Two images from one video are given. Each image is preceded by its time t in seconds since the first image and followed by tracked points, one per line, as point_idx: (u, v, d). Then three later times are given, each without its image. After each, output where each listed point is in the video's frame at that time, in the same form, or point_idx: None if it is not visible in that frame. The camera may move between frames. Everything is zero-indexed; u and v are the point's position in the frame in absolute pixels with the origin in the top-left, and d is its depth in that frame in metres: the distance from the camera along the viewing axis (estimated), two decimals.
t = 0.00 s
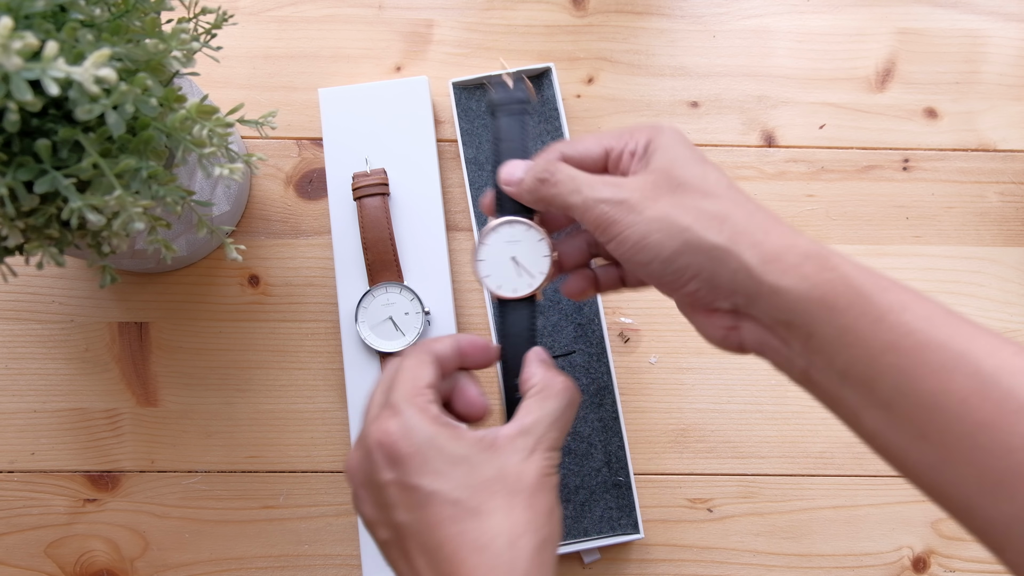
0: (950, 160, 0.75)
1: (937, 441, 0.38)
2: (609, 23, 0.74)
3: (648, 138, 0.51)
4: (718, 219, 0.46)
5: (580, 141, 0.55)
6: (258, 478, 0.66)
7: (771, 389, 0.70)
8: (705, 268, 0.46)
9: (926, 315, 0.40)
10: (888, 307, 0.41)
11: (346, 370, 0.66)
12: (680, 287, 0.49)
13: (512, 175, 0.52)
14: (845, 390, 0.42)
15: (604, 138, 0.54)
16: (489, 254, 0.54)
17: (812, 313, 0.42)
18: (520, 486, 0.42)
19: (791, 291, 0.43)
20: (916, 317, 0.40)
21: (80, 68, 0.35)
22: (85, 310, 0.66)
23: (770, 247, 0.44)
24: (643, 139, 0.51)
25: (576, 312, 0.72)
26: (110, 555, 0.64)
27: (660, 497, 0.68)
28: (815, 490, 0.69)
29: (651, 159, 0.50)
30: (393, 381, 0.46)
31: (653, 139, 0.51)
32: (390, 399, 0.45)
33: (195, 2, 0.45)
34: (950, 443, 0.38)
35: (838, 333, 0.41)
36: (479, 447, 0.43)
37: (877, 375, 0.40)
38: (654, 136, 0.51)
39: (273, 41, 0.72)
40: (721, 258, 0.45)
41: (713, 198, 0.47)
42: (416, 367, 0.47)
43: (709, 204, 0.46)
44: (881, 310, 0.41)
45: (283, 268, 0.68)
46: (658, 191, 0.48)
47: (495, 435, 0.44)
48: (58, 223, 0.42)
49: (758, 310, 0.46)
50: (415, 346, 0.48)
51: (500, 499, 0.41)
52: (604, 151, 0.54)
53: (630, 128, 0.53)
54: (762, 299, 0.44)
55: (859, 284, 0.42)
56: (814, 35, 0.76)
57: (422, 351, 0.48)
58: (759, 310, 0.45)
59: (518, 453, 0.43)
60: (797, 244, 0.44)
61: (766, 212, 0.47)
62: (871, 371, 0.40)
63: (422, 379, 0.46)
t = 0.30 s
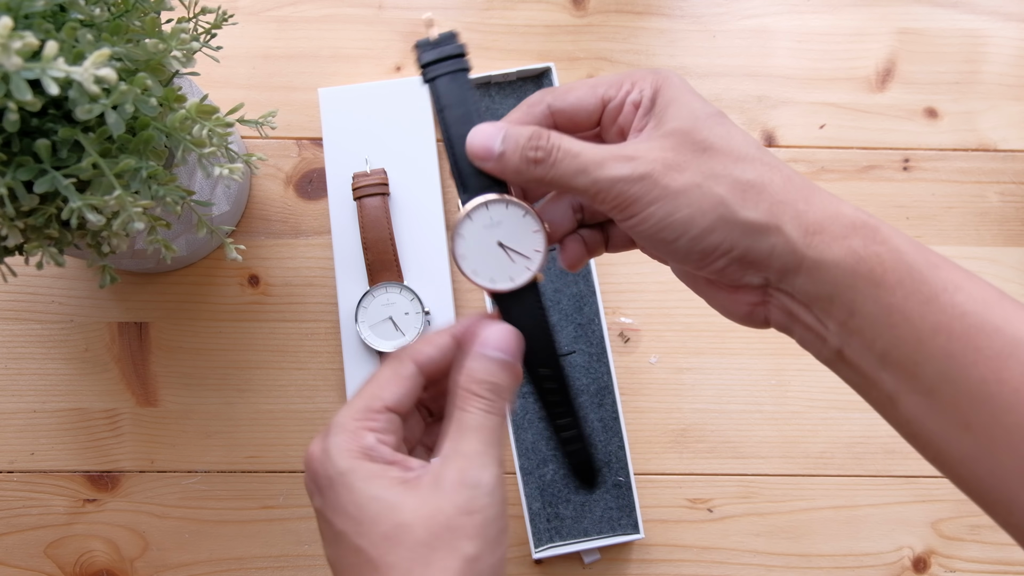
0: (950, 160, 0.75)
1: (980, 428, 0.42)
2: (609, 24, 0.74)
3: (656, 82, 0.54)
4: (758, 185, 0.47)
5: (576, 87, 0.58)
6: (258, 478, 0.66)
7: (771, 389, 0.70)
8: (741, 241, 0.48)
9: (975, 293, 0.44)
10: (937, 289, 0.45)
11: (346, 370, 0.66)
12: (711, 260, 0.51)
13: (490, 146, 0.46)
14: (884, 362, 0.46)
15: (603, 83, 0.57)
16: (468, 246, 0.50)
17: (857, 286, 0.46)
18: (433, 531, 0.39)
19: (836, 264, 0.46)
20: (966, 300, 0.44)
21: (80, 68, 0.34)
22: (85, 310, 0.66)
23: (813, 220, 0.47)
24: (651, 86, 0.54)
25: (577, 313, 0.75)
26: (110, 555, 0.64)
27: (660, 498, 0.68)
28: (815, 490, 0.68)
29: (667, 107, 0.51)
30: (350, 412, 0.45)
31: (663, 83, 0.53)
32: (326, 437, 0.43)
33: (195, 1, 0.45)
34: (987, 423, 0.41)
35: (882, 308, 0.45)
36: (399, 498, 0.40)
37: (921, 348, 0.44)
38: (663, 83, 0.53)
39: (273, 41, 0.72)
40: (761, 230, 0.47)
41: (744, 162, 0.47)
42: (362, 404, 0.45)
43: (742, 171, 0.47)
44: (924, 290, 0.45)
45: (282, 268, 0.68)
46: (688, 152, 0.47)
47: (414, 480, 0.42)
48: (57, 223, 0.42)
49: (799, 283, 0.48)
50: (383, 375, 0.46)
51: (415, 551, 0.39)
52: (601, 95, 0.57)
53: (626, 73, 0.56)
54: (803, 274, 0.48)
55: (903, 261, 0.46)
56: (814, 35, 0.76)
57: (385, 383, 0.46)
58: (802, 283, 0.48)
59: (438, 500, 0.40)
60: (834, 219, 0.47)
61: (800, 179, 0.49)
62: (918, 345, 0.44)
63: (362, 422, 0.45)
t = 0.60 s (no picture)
0: (951, 160, 0.74)
1: None
2: (609, 24, 0.74)
3: (690, 137, 0.53)
4: (847, 265, 0.44)
5: (592, 127, 0.59)
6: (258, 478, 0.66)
7: (771, 389, 0.70)
8: (839, 334, 0.45)
9: None
10: None
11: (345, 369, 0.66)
12: (804, 349, 0.48)
13: (526, 232, 0.45)
14: (960, 442, 0.47)
15: (619, 123, 0.59)
16: (427, 264, 0.46)
17: (958, 380, 0.45)
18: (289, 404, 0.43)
19: (929, 352, 0.45)
20: None
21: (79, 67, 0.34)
22: (85, 311, 0.66)
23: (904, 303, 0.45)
24: (684, 140, 0.53)
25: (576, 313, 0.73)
26: (109, 555, 0.64)
27: (660, 498, 0.68)
28: (815, 490, 0.68)
29: (714, 183, 0.49)
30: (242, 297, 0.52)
31: (697, 138, 0.52)
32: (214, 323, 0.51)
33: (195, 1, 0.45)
34: None
35: (979, 405, 0.45)
36: (260, 369, 0.45)
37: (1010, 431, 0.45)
38: (698, 142, 0.52)
39: (273, 41, 0.72)
40: (862, 322, 0.45)
41: (826, 242, 0.44)
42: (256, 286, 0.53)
43: (826, 253, 0.44)
44: (1008, 376, 0.45)
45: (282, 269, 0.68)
46: (753, 231, 0.45)
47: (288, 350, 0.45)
48: (57, 223, 0.42)
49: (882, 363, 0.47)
50: (274, 264, 0.53)
51: (273, 421, 0.43)
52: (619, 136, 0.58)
53: (637, 117, 0.58)
54: (890, 364, 0.47)
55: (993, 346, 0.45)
56: (814, 35, 0.76)
57: (278, 268, 0.53)
58: (886, 367, 0.47)
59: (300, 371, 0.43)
60: (921, 296, 0.45)
61: (893, 251, 0.46)
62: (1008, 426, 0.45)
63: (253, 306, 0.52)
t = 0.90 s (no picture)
0: (951, 160, 0.74)
1: None
2: (609, 24, 0.74)
3: (768, 199, 0.53)
4: (911, 342, 0.48)
5: (661, 179, 0.58)
6: (258, 478, 0.66)
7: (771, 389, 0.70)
8: (898, 406, 0.49)
9: None
10: None
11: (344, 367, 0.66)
12: (864, 421, 0.50)
13: (592, 287, 0.45)
14: (997, 503, 0.53)
15: (692, 177, 0.57)
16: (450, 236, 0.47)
17: (1008, 452, 0.51)
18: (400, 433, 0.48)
19: (986, 432, 0.51)
20: None
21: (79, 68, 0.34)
22: (85, 311, 0.66)
23: (956, 379, 0.49)
24: (759, 199, 0.53)
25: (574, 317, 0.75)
26: (109, 556, 0.64)
27: (660, 498, 0.68)
28: (815, 490, 0.68)
29: (790, 243, 0.50)
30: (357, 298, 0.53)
31: (774, 203, 0.53)
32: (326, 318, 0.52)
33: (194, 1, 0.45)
34: None
35: None
36: (370, 387, 0.49)
37: None
38: (776, 207, 0.52)
39: (273, 41, 0.72)
40: (920, 395, 0.49)
41: (895, 319, 0.48)
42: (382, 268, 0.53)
43: (894, 329, 0.48)
44: None
45: (282, 269, 0.68)
46: (829, 302, 0.47)
47: (412, 377, 0.48)
48: (56, 223, 0.42)
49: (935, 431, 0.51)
50: (382, 263, 0.53)
51: (385, 442, 0.47)
52: (686, 195, 0.57)
53: (712, 175, 0.56)
54: (952, 441, 0.51)
55: None
56: (814, 35, 0.76)
57: (390, 268, 0.53)
58: (941, 435, 0.51)
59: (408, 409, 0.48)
60: (966, 372, 0.50)
61: (952, 328, 0.51)
62: None
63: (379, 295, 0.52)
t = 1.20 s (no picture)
0: (951, 160, 0.74)
1: None
2: (609, 24, 0.74)
3: (762, 242, 0.52)
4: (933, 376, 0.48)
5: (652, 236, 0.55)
6: (258, 479, 0.66)
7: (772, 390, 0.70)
8: (925, 440, 0.49)
9: None
10: None
11: (345, 369, 0.66)
12: (892, 455, 0.51)
13: (607, 348, 0.45)
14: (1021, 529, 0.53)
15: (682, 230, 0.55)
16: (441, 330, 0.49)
17: None
18: (503, 490, 0.49)
19: (1015, 458, 0.51)
20: None
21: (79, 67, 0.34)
22: (84, 311, 0.66)
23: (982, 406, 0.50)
24: (753, 244, 0.52)
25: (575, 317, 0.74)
26: (108, 556, 0.64)
27: (660, 498, 0.68)
28: (815, 490, 0.68)
29: (794, 286, 0.49)
30: (482, 170, 0.57)
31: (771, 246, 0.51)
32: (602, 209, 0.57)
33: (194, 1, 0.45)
34: None
35: None
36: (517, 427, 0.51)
37: None
38: (771, 249, 0.51)
39: (273, 41, 0.72)
40: (947, 426, 0.49)
41: (910, 353, 0.48)
42: (535, 132, 0.57)
43: (911, 364, 0.48)
44: None
45: (282, 269, 0.68)
46: (846, 344, 0.47)
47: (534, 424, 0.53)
48: (56, 223, 0.42)
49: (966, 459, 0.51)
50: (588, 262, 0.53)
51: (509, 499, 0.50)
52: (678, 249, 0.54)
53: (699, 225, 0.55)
54: (979, 468, 0.51)
55: None
56: (814, 35, 0.76)
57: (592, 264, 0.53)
58: (970, 463, 0.51)
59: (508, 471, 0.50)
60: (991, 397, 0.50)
61: (967, 354, 0.51)
62: None
63: (525, 166, 0.57)
